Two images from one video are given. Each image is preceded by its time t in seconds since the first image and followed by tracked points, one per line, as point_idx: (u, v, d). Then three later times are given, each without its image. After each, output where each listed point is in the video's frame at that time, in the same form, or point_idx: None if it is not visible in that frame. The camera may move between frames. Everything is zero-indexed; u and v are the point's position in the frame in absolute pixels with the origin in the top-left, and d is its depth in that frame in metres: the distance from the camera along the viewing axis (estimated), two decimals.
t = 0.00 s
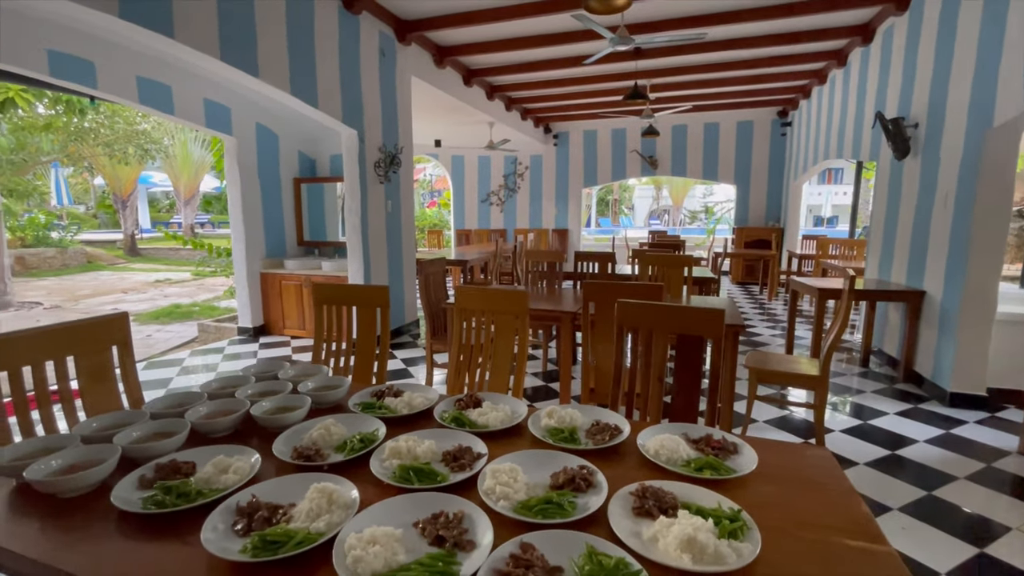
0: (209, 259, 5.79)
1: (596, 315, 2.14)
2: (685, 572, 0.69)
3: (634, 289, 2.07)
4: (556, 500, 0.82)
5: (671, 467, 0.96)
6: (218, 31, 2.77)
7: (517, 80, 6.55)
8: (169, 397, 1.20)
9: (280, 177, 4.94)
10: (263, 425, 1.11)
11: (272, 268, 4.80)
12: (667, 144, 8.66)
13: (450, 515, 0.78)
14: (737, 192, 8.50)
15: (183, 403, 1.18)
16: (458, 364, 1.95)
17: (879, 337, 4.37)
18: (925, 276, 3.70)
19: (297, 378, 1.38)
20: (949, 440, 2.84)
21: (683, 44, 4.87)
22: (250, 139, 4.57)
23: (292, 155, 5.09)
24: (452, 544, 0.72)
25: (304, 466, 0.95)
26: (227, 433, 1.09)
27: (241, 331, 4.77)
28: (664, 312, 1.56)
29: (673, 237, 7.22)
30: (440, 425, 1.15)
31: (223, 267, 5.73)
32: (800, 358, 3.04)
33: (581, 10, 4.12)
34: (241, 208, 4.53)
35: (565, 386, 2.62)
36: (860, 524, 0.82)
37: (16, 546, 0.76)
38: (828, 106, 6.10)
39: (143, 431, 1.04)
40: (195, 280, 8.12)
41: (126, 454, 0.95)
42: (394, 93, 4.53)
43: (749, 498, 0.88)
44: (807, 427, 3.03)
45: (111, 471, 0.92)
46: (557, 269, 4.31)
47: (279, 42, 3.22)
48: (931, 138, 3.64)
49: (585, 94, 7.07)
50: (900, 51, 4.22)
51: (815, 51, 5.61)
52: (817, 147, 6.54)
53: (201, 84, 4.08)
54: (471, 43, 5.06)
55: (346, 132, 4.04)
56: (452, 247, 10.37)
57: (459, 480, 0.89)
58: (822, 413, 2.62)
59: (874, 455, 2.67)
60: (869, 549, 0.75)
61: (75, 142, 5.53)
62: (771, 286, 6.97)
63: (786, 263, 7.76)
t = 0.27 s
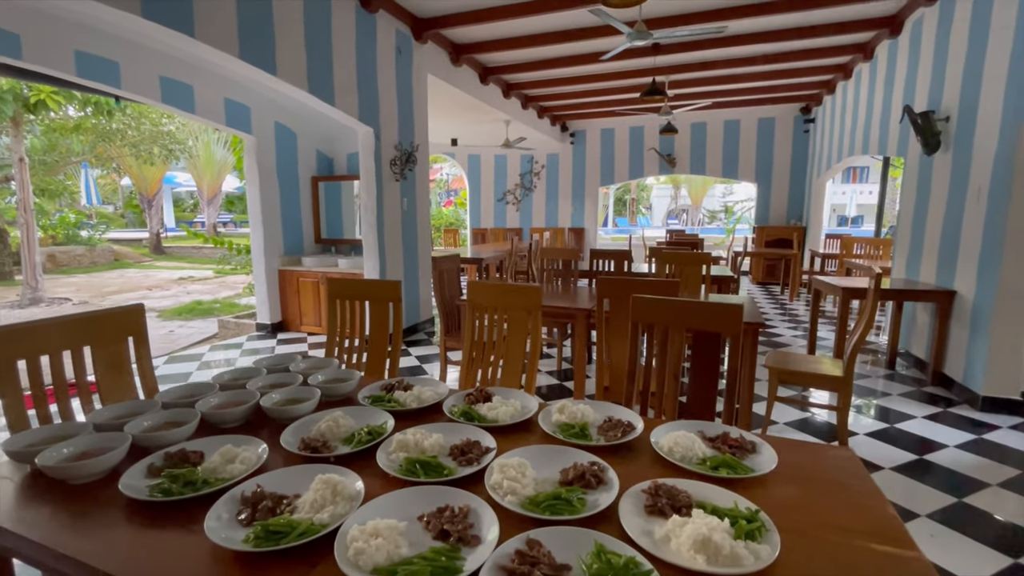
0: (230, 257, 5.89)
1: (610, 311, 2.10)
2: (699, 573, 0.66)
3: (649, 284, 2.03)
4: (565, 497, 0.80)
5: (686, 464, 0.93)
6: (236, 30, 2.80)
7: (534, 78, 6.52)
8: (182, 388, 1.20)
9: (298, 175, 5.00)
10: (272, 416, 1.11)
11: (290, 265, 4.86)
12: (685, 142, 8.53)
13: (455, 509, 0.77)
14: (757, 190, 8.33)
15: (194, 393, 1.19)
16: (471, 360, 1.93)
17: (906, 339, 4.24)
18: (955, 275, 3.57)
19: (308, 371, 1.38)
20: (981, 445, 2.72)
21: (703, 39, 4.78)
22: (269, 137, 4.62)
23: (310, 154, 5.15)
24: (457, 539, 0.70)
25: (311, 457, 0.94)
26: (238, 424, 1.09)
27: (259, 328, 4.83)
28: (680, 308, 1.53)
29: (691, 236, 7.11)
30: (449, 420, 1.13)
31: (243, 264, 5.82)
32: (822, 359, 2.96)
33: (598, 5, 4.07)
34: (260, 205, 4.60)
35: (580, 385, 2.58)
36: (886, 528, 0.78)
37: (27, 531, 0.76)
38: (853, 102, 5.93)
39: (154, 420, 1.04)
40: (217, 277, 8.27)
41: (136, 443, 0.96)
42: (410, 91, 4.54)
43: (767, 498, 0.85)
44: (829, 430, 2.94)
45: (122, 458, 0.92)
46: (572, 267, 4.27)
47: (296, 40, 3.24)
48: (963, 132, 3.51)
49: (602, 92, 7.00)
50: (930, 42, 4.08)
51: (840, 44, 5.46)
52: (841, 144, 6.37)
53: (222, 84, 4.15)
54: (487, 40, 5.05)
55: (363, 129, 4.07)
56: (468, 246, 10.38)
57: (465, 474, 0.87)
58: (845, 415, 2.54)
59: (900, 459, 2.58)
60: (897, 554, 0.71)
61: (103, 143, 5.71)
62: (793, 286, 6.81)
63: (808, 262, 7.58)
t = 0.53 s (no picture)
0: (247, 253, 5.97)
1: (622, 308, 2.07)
2: (705, 572, 0.63)
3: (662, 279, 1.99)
4: (566, 491, 0.77)
5: (694, 460, 0.89)
6: (251, 28, 2.83)
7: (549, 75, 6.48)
8: (187, 377, 1.20)
9: (313, 173, 5.04)
10: (275, 406, 1.10)
11: (305, 262, 4.90)
12: (703, 139, 8.40)
13: (452, 501, 0.74)
14: (777, 188, 8.16)
15: (199, 382, 1.19)
16: (479, 355, 1.91)
17: (932, 340, 4.10)
18: (984, 274, 3.44)
19: (313, 362, 1.38)
20: (1010, 450, 2.62)
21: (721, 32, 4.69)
22: (285, 135, 4.67)
23: (325, 152, 5.19)
24: (452, 531, 0.68)
25: (310, 447, 0.93)
26: (241, 414, 1.08)
27: (274, 324, 4.89)
28: (693, 302, 1.48)
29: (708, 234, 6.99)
30: (452, 412, 1.11)
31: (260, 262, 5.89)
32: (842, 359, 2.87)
33: None
34: (276, 203, 4.65)
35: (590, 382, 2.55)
36: (907, 530, 0.73)
37: (25, 515, 0.76)
38: (878, 96, 5.77)
39: (158, 408, 1.04)
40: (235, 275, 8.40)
41: (139, 429, 0.96)
42: (424, 89, 4.55)
43: (779, 496, 0.81)
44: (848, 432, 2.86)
45: (122, 444, 0.92)
46: (585, 264, 4.23)
47: (310, 37, 3.26)
48: (994, 124, 3.37)
49: (618, 88, 6.93)
50: (959, 33, 3.94)
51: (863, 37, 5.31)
52: (864, 140, 6.20)
53: (239, 82, 4.20)
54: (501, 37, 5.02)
55: (376, 127, 4.08)
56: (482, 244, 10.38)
57: (465, 466, 0.85)
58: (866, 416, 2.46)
59: (924, 463, 2.49)
60: (918, 557, 0.67)
61: (127, 143, 5.94)
62: (813, 286, 6.65)
63: (829, 262, 7.40)
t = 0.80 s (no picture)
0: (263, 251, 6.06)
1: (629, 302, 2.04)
2: (694, 563, 0.61)
3: (669, 274, 1.96)
4: (557, 480, 0.76)
5: (692, 453, 0.87)
6: (265, 26, 2.86)
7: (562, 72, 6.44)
8: (191, 365, 1.21)
9: (327, 172, 5.09)
10: (275, 394, 1.10)
11: (319, 259, 4.96)
12: (719, 136, 8.27)
13: (440, 488, 0.73)
14: (796, 186, 8.00)
15: (202, 370, 1.20)
16: (484, 348, 1.91)
17: (956, 342, 3.97)
18: (1012, 273, 3.31)
19: (316, 352, 1.38)
20: None
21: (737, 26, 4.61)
22: (300, 134, 4.72)
23: (339, 150, 5.24)
24: (437, 517, 0.67)
25: (305, 434, 0.93)
26: (241, 401, 1.09)
27: (288, 320, 4.95)
28: (698, 295, 1.46)
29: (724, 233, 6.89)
30: (450, 402, 1.11)
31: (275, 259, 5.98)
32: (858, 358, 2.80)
33: None
34: (290, 201, 4.71)
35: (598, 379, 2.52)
36: (911, 526, 0.70)
37: (25, 494, 0.78)
38: (901, 91, 5.61)
39: (160, 395, 1.06)
40: (253, 273, 8.53)
41: (140, 414, 0.97)
42: (436, 86, 4.56)
43: (779, 490, 0.78)
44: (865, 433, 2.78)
45: (122, 428, 0.93)
46: (596, 262, 4.19)
47: (323, 35, 3.29)
48: (1023, 117, 3.24)
49: (632, 86, 6.86)
50: (986, 23, 3.80)
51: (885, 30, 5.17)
52: (886, 136, 6.04)
53: (255, 82, 4.26)
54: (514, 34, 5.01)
55: (388, 124, 4.10)
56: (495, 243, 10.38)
57: (457, 454, 0.84)
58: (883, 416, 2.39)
59: (945, 466, 2.41)
60: (922, 554, 0.64)
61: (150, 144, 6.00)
62: (833, 286, 6.50)
63: (849, 261, 7.23)
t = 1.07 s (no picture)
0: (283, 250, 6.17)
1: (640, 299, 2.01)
2: (685, 563, 0.58)
3: (680, 270, 1.92)
4: (548, 475, 0.74)
5: (692, 451, 0.85)
6: (281, 26, 2.91)
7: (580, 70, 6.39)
8: (197, 356, 1.23)
9: (345, 171, 5.16)
10: (277, 386, 1.11)
11: (336, 257, 5.02)
12: (741, 134, 8.11)
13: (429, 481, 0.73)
14: (821, 184, 7.79)
15: (208, 361, 1.22)
16: (492, 344, 1.90)
17: (990, 345, 3.80)
18: None
19: (321, 346, 1.39)
20: None
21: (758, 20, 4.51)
22: (318, 134, 4.79)
23: (357, 150, 5.30)
24: (423, 509, 0.66)
25: (303, 425, 0.94)
26: (245, 392, 1.10)
27: (306, 317, 5.02)
28: (708, 291, 1.42)
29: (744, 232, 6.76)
30: (449, 396, 1.10)
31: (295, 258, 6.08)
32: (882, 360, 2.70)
33: None
34: (308, 200, 4.78)
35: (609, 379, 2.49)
36: (918, 530, 0.66)
37: (30, 478, 0.80)
38: (932, 84, 5.42)
39: (165, 384, 1.07)
40: (275, 271, 8.68)
41: (145, 403, 0.99)
42: (452, 85, 4.58)
43: (781, 491, 0.75)
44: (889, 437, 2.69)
45: (126, 416, 0.95)
46: (611, 260, 4.14)
47: (339, 34, 3.33)
48: None
49: (651, 83, 6.77)
50: None
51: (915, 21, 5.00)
52: (916, 131, 5.84)
53: (274, 82, 4.33)
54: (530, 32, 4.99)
55: (404, 123, 4.13)
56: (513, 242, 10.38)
57: (451, 447, 0.83)
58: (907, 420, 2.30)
59: (972, 473, 2.31)
60: (928, 559, 0.60)
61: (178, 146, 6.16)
62: (858, 286, 6.30)
63: (877, 261, 7.01)
